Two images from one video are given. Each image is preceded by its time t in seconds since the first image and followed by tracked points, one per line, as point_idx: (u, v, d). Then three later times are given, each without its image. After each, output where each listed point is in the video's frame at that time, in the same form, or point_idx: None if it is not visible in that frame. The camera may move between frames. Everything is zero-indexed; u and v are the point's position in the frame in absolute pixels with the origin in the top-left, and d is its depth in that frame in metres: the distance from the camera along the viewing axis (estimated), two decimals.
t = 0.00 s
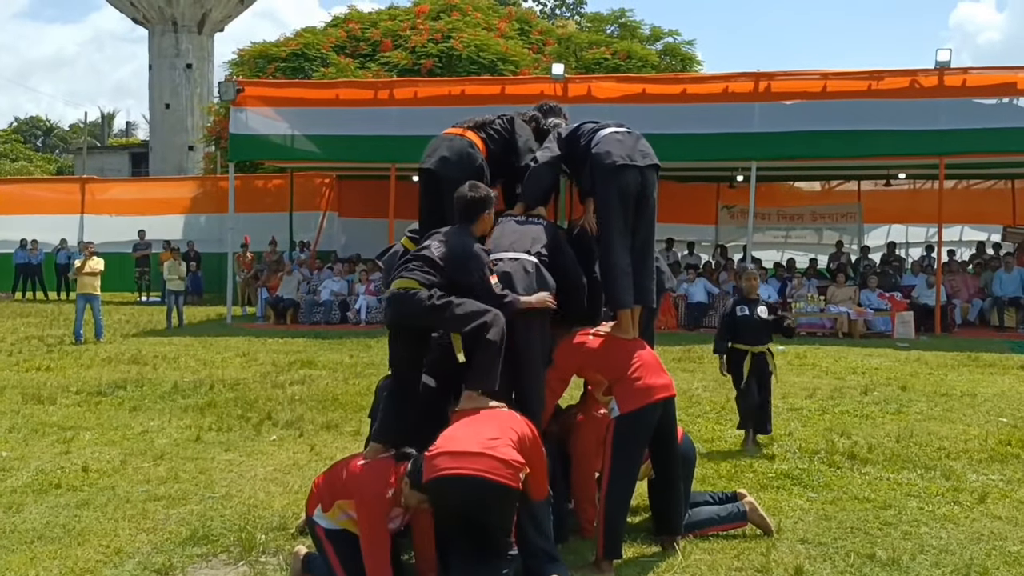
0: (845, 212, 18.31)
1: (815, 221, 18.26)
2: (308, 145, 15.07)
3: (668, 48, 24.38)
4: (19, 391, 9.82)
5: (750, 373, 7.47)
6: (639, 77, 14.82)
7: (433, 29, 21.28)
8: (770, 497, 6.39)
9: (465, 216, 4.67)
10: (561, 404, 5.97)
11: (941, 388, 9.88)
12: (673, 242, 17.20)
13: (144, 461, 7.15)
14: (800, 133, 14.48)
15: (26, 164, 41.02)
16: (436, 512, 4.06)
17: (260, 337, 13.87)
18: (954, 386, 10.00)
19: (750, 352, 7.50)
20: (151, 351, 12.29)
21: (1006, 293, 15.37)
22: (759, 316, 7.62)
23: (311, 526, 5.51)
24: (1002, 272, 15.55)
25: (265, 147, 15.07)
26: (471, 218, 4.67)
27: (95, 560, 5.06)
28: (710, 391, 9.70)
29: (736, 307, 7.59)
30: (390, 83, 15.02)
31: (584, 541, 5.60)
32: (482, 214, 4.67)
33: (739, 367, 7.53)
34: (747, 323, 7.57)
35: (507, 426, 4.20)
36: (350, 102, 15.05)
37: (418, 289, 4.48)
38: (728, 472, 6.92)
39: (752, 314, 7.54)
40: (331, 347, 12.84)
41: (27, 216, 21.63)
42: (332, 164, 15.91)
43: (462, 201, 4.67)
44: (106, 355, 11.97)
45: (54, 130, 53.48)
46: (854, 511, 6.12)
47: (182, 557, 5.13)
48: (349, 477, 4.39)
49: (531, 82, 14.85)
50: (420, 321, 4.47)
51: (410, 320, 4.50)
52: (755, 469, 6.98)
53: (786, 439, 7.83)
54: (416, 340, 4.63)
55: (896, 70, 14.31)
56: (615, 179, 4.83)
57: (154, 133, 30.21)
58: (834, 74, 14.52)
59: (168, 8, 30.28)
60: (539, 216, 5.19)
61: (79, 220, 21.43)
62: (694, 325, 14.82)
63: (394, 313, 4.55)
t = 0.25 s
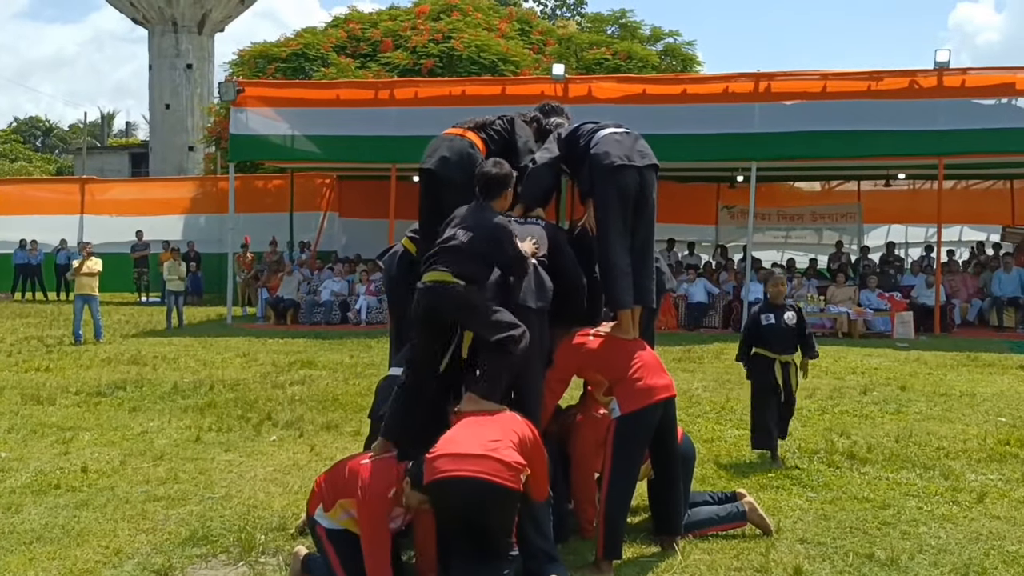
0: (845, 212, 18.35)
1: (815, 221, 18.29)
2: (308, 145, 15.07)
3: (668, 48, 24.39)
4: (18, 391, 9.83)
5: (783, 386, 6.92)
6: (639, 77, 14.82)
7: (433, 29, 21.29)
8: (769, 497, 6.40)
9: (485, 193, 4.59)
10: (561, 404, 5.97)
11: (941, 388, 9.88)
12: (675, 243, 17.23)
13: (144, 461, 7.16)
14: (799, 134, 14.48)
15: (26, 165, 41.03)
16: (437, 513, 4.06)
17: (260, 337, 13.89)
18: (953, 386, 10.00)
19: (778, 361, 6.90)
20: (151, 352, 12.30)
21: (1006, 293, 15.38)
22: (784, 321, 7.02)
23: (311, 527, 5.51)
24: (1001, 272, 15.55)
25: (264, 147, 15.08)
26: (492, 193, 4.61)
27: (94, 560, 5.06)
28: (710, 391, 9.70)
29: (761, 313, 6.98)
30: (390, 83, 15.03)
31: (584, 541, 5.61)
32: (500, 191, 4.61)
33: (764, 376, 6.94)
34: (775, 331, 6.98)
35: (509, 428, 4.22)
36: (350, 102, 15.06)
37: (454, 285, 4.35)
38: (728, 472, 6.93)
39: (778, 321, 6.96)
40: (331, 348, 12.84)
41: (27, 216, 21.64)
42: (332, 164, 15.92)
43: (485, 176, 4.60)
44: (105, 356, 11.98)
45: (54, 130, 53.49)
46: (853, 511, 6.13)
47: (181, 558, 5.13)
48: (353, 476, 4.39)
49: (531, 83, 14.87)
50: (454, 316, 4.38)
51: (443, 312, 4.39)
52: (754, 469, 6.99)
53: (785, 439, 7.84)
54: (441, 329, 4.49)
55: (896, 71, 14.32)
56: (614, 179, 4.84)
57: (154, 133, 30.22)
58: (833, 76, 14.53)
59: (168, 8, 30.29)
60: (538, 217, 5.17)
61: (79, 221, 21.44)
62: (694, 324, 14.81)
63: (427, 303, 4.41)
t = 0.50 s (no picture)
0: (845, 212, 18.40)
1: (815, 221, 18.30)
2: (308, 145, 15.08)
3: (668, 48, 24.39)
4: (18, 392, 9.83)
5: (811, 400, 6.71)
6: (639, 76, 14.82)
7: (433, 29, 21.30)
8: (768, 496, 6.40)
9: (509, 165, 4.70)
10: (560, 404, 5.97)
11: (940, 388, 9.89)
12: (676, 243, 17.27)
13: (144, 462, 7.17)
14: (799, 134, 14.49)
15: (26, 165, 41.02)
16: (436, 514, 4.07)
17: (260, 337, 13.90)
18: (952, 386, 10.01)
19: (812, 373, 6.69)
20: (151, 352, 12.30)
21: (1005, 293, 15.39)
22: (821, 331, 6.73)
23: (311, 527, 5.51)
24: (1000, 271, 15.57)
25: (264, 147, 15.08)
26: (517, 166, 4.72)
27: (93, 561, 5.07)
28: (709, 391, 9.70)
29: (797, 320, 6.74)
30: (390, 83, 15.04)
31: (584, 541, 5.61)
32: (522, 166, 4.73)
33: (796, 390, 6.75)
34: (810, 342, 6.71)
35: (507, 429, 4.22)
36: (351, 102, 15.07)
37: (482, 249, 4.38)
38: (727, 472, 6.93)
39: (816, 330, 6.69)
40: (331, 348, 12.85)
41: (27, 216, 21.66)
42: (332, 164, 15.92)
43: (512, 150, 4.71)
44: (105, 356, 11.98)
45: (54, 130, 53.49)
46: (852, 510, 6.13)
47: (180, 558, 5.14)
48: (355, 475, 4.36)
49: (532, 83, 14.88)
50: (476, 285, 4.35)
51: (464, 278, 4.35)
52: (753, 469, 7.00)
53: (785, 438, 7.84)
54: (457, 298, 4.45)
55: (896, 71, 14.33)
56: (614, 178, 4.84)
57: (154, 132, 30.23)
58: (833, 76, 14.54)
59: (168, 8, 30.29)
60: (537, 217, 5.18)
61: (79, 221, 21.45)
62: (694, 324, 14.82)
63: (450, 265, 4.38)
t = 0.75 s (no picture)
0: (845, 212, 18.37)
1: (816, 221, 18.30)
2: (309, 145, 15.09)
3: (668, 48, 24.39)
4: (18, 392, 9.83)
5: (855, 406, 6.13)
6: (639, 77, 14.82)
7: (434, 29, 21.30)
8: (768, 496, 6.40)
9: (513, 150, 4.77)
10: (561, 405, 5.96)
11: (940, 388, 9.89)
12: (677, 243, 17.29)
13: (143, 463, 7.17)
14: (799, 134, 14.49)
15: (26, 165, 41.03)
16: (436, 513, 4.08)
17: (260, 338, 13.91)
18: (952, 386, 10.02)
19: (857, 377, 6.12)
20: (151, 353, 12.30)
21: (1005, 293, 15.39)
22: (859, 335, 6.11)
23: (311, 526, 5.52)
24: (1000, 271, 15.57)
25: (264, 146, 15.07)
26: (520, 150, 4.79)
27: (93, 562, 5.08)
28: (710, 391, 9.70)
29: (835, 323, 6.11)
30: (390, 83, 15.04)
31: (584, 541, 5.61)
32: (525, 152, 4.80)
33: (841, 397, 6.12)
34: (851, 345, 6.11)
35: (508, 428, 4.22)
36: (351, 102, 15.07)
37: (498, 231, 4.30)
38: (727, 472, 6.94)
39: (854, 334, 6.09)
40: (331, 348, 12.85)
41: (28, 217, 21.66)
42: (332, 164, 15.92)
43: (513, 134, 4.79)
44: (104, 357, 11.98)
45: (54, 130, 53.50)
46: (852, 510, 6.13)
47: (180, 559, 5.15)
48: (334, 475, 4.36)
49: (533, 84, 14.88)
50: (493, 269, 4.27)
51: (482, 262, 4.26)
52: (753, 469, 7.01)
53: (785, 438, 7.84)
54: (465, 285, 4.35)
55: (896, 71, 14.32)
56: (613, 178, 4.83)
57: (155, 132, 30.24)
58: (833, 76, 14.54)
59: (168, 8, 30.29)
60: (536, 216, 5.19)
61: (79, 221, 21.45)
62: (694, 324, 14.82)
63: (468, 249, 4.27)
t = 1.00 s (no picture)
0: (844, 212, 18.38)
1: (816, 221, 18.31)
2: (309, 146, 15.09)
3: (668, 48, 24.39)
4: (17, 393, 9.84)
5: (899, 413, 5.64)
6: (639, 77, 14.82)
7: (434, 29, 21.30)
8: (768, 496, 6.41)
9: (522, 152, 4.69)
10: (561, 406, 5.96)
11: (939, 387, 9.89)
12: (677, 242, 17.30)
13: (143, 464, 7.17)
14: (799, 134, 14.49)
15: (26, 164, 41.02)
16: (436, 515, 4.08)
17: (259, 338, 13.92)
18: (952, 385, 10.02)
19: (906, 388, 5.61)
20: (150, 354, 12.31)
21: (1004, 292, 15.39)
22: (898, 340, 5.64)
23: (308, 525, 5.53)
24: (999, 271, 15.57)
25: (264, 146, 15.07)
26: (530, 154, 4.73)
27: (92, 563, 5.08)
28: (710, 391, 9.71)
29: (884, 330, 5.55)
30: (391, 83, 15.04)
31: (584, 541, 5.62)
32: (534, 156, 4.74)
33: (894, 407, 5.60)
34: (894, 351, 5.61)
35: (509, 431, 4.22)
36: (351, 102, 15.07)
37: (503, 231, 4.28)
38: (727, 471, 6.94)
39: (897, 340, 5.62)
40: (330, 348, 12.85)
41: (27, 217, 21.66)
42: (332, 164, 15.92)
43: (526, 135, 4.69)
44: (103, 357, 11.98)
45: (55, 130, 53.49)
46: (851, 509, 6.13)
47: (180, 559, 5.15)
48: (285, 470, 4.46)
49: (533, 83, 14.88)
50: (495, 269, 4.26)
51: (485, 261, 4.24)
52: (753, 468, 7.01)
53: (785, 438, 7.85)
54: (464, 284, 4.34)
55: (896, 71, 14.33)
56: (614, 178, 4.83)
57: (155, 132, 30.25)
58: (833, 76, 14.54)
59: (168, 8, 30.28)
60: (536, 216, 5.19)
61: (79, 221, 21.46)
62: (694, 324, 14.83)
63: (470, 246, 4.23)
